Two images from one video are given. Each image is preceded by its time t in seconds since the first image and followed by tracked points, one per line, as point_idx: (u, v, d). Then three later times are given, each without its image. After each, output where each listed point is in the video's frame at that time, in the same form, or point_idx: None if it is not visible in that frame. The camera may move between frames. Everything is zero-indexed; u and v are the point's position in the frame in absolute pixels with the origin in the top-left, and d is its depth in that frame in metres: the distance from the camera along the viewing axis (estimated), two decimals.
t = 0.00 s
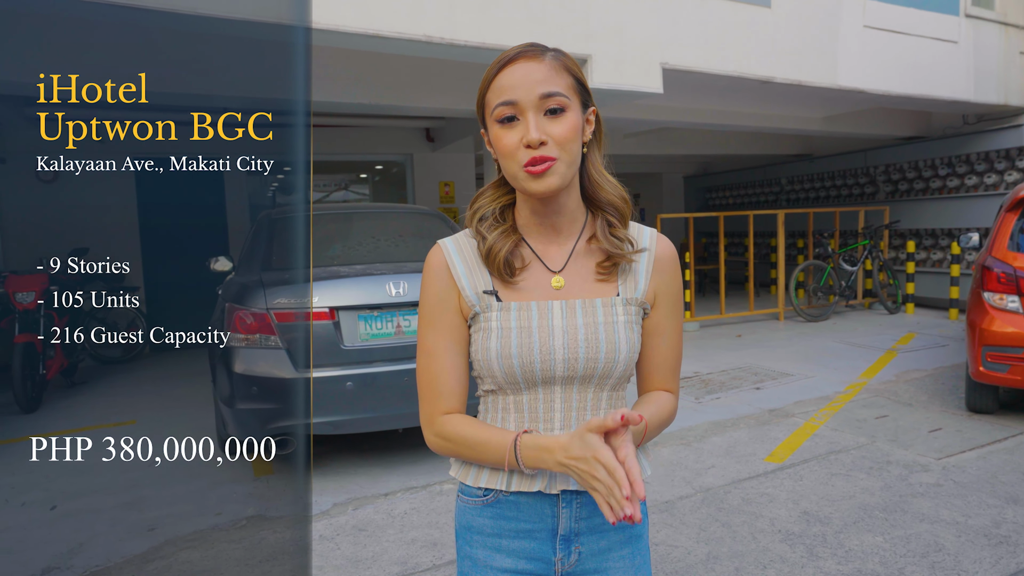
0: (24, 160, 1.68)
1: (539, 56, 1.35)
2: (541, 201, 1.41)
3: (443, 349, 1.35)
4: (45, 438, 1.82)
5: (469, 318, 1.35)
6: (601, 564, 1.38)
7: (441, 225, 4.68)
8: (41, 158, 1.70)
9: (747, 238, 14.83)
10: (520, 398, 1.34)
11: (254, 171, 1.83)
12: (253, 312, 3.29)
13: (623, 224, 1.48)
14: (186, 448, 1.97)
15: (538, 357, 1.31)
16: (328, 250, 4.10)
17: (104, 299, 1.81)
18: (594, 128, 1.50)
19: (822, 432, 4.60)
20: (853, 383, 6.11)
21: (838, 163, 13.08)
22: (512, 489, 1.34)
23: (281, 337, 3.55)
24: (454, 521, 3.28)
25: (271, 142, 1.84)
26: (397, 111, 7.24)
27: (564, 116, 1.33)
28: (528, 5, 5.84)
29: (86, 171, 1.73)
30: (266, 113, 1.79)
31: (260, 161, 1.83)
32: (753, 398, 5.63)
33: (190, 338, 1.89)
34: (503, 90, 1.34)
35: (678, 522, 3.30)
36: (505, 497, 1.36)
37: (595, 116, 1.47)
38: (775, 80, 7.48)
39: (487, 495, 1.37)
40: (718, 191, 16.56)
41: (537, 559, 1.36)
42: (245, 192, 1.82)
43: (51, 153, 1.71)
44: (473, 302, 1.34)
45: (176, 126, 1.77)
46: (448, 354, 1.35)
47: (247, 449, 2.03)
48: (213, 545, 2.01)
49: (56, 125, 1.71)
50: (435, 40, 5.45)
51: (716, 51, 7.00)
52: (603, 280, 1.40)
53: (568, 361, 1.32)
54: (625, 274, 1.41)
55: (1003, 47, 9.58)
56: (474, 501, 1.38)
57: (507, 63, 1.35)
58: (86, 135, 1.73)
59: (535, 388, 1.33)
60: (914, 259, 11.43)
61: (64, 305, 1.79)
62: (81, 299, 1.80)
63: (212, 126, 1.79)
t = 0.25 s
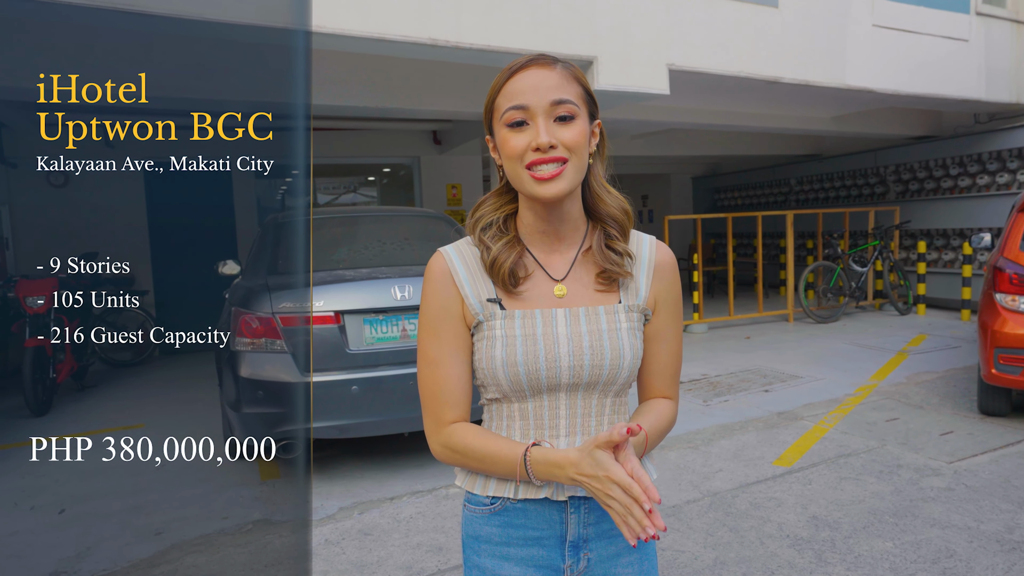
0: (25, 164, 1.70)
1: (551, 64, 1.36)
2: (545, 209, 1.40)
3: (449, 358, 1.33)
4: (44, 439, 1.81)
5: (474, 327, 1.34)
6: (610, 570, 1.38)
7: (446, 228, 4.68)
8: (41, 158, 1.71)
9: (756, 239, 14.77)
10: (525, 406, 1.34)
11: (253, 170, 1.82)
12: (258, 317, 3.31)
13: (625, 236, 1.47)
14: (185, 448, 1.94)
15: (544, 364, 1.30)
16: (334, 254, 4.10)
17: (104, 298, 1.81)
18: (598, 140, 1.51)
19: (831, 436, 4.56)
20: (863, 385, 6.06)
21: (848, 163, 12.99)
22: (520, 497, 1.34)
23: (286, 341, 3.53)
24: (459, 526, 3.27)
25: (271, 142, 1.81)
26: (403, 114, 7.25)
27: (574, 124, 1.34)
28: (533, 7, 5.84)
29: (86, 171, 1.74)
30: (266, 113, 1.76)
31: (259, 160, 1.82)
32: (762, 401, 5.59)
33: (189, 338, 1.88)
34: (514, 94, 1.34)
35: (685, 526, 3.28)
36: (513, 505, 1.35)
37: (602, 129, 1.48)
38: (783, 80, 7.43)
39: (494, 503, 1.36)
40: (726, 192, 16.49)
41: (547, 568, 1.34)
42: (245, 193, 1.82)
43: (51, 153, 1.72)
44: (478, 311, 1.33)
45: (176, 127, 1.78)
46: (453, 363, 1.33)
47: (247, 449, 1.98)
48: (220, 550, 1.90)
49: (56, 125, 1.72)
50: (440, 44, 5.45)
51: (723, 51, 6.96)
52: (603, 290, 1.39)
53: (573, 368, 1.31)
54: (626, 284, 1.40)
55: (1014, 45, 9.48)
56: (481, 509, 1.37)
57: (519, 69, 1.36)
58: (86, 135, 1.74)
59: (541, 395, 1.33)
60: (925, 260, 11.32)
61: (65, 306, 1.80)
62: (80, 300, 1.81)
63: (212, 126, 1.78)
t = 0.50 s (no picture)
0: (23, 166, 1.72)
1: (556, 67, 1.40)
2: (549, 211, 1.43)
3: (456, 359, 1.36)
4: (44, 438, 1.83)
5: (479, 330, 1.37)
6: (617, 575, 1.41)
7: (451, 231, 4.68)
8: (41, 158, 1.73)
9: (763, 241, 14.71)
10: (532, 411, 1.37)
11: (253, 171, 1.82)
12: (262, 320, 3.31)
13: (628, 239, 1.52)
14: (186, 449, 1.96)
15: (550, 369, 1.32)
16: (339, 257, 4.10)
17: (104, 299, 1.84)
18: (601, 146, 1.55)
19: (838, 440, 4.53)
20: (871, 388, 6.01)
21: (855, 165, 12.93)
22: (528, 503, 1.36)
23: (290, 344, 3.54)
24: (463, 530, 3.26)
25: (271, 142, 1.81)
26: (408, 117, 7.26)
27: (578, 123, 1.36)
28: (538, 9, 5.84)
29: (86, 171, 1.75)
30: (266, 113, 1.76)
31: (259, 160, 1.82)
32: (769, 405, 5.55)
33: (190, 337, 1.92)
34: (520, 94, 1.36)
35: (690, 531, 3.26)
36: (520, 511, 1.37)
37: (604, 134, 1.52)
38: (789, 82, 7.40)
39: (500, 509, 1.38)
40: (733, 195, 16.45)
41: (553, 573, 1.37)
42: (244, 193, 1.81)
43: (51, 153, 1.74)
44: (482, 315, 1.36)
45: (176, 128, 1.79)
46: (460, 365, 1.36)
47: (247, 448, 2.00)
48: (223, 553, 1.89)
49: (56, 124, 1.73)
50: (444, 47, 5.46)
51: (729, 54, 6.94)
52: (607, 293, 1.43)
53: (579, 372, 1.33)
54: (630, 287, 1.43)
55: None
56: (487, 516, 1.38)
57: (525, 71, 1.39)
58: (85, 135, 1.75)
59: (547, 399, 1.36)
60: (933, 262, 11.25)
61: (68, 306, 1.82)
62: (80, 300, 1.82)
63: (212, 126, 1.76)
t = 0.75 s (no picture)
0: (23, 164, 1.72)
1: (556, 75, 1.47)
2: (543, 211, 1.50)
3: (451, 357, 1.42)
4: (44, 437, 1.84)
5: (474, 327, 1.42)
6: None
7: (455, 234, 4.68)
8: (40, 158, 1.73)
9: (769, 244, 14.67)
10: (527, 408, 1.40)
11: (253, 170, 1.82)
12: (265, 322, 3.33)
13: (622, 241, 1.57)
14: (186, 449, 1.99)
15: (547, 363, 1.36)
16: (342, 259, 4.09)
17: (103, 299, 1.84)
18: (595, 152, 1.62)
19: (844, 444, 4.49)
20: (877, 392, 5.97)
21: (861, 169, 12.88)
22: (527, 503, 1.37)
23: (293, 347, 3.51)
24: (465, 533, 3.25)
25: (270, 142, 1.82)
26: (413, 120, 7.27)
27: (575, 129, 1.44)
28: (543, 12, 5.84)
29: (85, 171, 1.75)
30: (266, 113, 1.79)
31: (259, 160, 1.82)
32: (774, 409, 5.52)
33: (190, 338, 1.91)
34: (520, 97, 1.44)
35: (694, 536, 3.24)
36: (517, 516, 1.38)
37: (598, 140, 1.60)
38: (795, 84, 7.38)
39: (498, 514, 1.39)
40: (739, 198, 16.41)
41: None
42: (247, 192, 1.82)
43: (50, 153, 1.73)
44: (478, 312, 1.42)
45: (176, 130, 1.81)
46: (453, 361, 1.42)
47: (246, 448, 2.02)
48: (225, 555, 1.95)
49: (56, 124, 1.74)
50: (449, 49, 5.46)
51: (735, 57, 6.93)
52: (601, 290, 1.48)
53: (575, 365, 1.38)
54: (625, 285, 1.49)
55: None
56: (485, 521, 1.39)
57: (525, 76, 1.47)
58: (85, 134, 1.76)
59: (543, 397, 1.39)
60: (940, 266, 11.19)
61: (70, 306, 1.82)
62: (79, 300, 1.82)
63: (212, 126, 1.79)
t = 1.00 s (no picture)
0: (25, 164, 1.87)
1: (538, 88, 1.54)
2: (522, 219, 1.56)
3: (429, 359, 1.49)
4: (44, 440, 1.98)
5: (450, 330, 1.49)
6: None
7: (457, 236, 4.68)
8: (41, 158, 1.87)
9: (772, 248, 14.64)
10: (501, 408, 1.47)
11: (252, 169, 2.01)
12: (264, 322, 3.34)
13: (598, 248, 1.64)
14: (185, 448, 2.13)
15: (518, 364, 1.43)
16: (344, 261, 4.09)
17: (104, 299, 2.00)
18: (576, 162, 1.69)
19: (845, 449, 4.47)
20: (879, 397, 5.95)
21: (864, 173, 12.85)
22: (498, 501, 1.43)
23: (294, 348, 3.52)
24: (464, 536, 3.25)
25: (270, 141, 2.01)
26: (415, 122, 7.27)
27: (555, 143, 1.51)
28: (544, 14, 5.84)
29: (85, 171, 1.90)
30: (266, 113, 1.98)
31: (259, 160, 2.01)
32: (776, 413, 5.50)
33: (190, 338, 2.09)
34: (503, 109, 1.51)
35: (694, 540, 3.22)
36: (488, 517, 1.44)
37: (579, 152, 1.66)
38: (798, 88, 7.36)
39: (471, 515, 1.45)
40: (742, 201, 16.39)
41: None
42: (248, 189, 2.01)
43: (51, 153, 1.88)
44: (454, 315, 1.48)
45: (176, 130, 1.94)
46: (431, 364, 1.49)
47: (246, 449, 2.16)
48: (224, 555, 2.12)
49: (56, 124, 1.87)
50: (451, 51, 5.47)
51: (737, 60, 6.92)
52: (575, 296, 1.55)
53: (545, 367, 1.44)
54: (598, 290, 1.56)
55: None
56: (460, 521, 1.46)
57: (508, 89, 1.53)
58: (85, 134, 1.89)
59: (516, 397, 1.45)
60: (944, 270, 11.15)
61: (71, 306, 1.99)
62: (80, 299, 1.99)
63: (212, 126, 1.97)
